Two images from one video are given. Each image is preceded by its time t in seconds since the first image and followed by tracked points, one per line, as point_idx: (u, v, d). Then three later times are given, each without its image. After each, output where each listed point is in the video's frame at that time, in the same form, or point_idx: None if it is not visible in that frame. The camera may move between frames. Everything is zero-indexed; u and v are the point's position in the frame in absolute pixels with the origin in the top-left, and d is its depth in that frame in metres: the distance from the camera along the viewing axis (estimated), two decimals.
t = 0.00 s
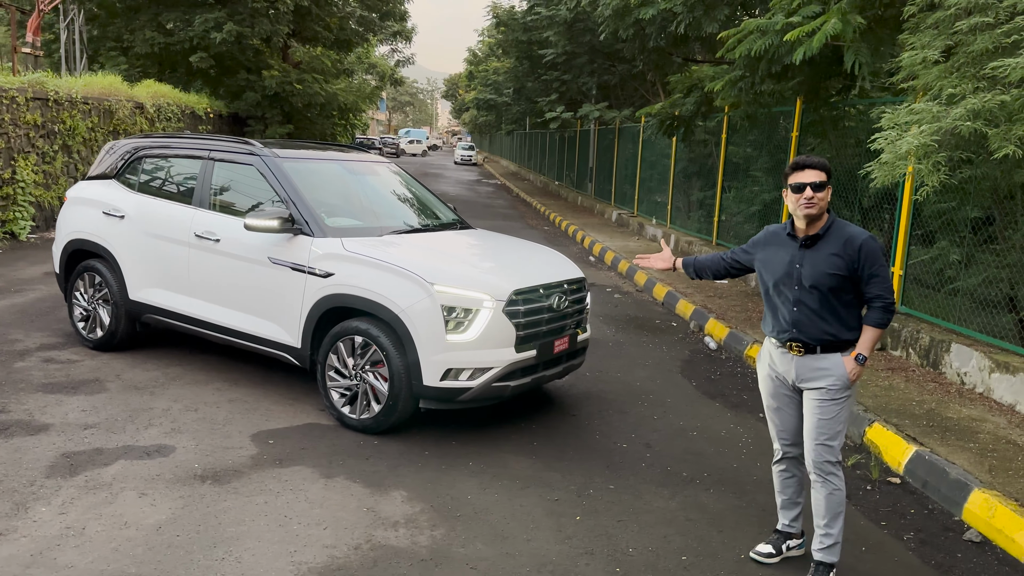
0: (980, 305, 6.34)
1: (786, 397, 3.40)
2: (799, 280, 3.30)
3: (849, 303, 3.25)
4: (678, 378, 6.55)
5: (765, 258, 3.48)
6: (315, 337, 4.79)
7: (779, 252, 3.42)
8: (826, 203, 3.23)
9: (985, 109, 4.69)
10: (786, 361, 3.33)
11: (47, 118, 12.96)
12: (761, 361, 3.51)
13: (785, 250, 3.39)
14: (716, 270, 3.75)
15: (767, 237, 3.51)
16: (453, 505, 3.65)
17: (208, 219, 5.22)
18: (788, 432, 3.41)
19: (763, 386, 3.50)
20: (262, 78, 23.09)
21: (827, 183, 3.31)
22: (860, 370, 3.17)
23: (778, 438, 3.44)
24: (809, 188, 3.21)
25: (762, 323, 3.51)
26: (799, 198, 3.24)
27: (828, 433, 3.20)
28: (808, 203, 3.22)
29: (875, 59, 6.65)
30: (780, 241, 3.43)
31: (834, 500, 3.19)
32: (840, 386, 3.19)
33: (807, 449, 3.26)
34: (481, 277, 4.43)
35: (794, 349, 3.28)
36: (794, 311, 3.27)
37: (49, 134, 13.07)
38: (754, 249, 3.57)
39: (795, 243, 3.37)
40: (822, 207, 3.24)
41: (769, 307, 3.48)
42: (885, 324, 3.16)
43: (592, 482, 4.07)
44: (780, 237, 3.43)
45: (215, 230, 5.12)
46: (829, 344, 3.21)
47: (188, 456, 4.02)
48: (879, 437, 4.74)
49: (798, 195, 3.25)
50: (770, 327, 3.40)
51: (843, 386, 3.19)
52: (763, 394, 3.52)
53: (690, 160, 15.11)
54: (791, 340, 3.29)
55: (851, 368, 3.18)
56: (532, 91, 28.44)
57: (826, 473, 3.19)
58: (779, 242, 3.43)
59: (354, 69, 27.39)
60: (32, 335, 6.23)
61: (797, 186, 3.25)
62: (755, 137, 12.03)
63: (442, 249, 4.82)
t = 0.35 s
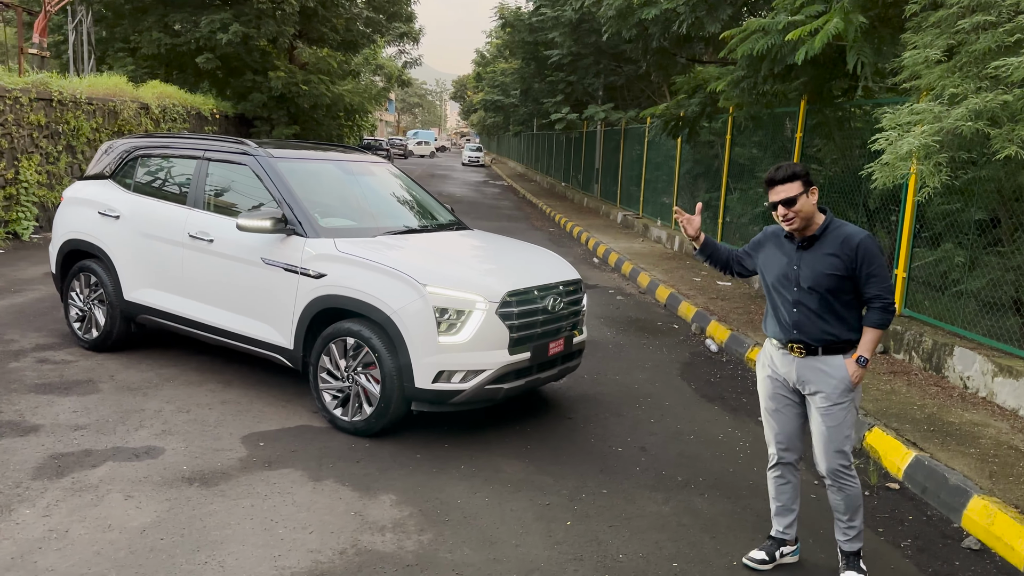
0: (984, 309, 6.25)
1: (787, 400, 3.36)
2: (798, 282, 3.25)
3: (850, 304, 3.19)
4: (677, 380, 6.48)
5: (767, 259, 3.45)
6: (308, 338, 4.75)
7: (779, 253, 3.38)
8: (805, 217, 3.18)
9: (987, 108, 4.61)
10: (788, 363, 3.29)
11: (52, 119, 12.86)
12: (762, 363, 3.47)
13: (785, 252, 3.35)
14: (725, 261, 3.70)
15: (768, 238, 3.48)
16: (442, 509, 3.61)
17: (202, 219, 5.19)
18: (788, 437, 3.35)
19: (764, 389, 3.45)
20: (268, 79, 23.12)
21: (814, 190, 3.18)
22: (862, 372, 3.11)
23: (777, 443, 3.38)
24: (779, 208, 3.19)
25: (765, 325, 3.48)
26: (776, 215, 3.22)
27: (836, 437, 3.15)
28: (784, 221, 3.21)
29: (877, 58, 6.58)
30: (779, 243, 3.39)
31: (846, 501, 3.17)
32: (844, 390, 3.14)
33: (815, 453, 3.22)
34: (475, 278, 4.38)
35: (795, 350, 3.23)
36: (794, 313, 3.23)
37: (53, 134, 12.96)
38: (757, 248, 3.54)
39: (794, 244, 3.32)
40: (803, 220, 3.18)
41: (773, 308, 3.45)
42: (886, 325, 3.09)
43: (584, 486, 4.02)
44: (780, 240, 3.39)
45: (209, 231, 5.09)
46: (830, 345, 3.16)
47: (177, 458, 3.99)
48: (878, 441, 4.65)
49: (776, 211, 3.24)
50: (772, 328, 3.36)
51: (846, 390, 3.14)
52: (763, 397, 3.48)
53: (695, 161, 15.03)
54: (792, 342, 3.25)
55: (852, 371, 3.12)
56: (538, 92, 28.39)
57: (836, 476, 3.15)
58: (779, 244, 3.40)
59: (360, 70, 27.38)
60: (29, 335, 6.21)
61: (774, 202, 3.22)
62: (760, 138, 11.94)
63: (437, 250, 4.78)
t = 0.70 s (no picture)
0: (993, 315, 6.12)
1: (798, 414, 3.28)
2: (812, 296, 3.18)
3: (865, 316, 3.14)
4: (679, 387, 6.39)
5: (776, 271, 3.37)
6: (301, 343, 4.69)
7: (789, 266, 3.30)
8: (811, 232, 3.11)
9: (994, 111, 4.50)
10: (802, 376, 3.22)
11: (59, 121, 12.75)
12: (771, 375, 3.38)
13: (795, 264, 3.27)
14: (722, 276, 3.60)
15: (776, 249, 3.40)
16: (432, 519, 3.54)
17: (196, 223, 5.14)
18: (796, 451, 3.28)
19: (772, 401, 3.36)
20: (277, 81, 23.15)
21: (825, 205, 3.10)
22: (879, 388, 3.08)
23: (784, 457, 3.29)
24: (787, 220, 3.10)
25: (776, 336, 3.40)
26: (782, 226, 3.15)
27: (851, 452, 3.13)
28: (788, 234, 3.14)
29: (884, 60, 6.48)
30: (790, 255, 3.31)
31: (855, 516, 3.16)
32: (862, 406, 3.10)
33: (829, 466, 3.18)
34: (469, 283, 4.32)
35: (811, 364, 3.17)
36: (809, 327, 3.16)
37: (59, 136, 12.85)
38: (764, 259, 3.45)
39: (805, 256, 3.24)
40: (808, 235, 3.11)
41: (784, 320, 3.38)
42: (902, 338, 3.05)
43: (578, 496, 3.94)
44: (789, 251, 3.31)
45: (204, 234, 5.05)
46: (847, 360, 3.10)
47: (166, 465, 3.93)
48: (880, 450, 4.54)
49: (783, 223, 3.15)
50: (785, 342, 3.29)
51: (864, 407, 3.11)
52: (771, 409, 3.39)
53: (703, 163, 14.92)
54: (807, 356, 3.19)
55: (869, 386, 3.08)
56: (547, 95, 28.31)
57: (849, 489, 3.14)
58: (790, 256, 3.31)
59: (369, 72, 27.37)
60: (26, 337, 6.16)
61: (781, 213, 3.14)
62: (768, 141, 11.82)
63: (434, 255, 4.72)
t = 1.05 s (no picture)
0: (1003, 320, 6.00)
1: (808, 426, 3.17)
2: (837, 303, 3.08)
3: (885, 326, 3.08)
4: (683, 391, 6.30)
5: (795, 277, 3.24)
6: (297, 345, 4.66)
7: (811, 270, 3.18)
8: (864, 220, 3.04)
9: (1002, 113, 4.40)
10: (817, 387, 3.11)
11: (69, 124, 12.58)
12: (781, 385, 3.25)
13: (818, 267, 3.16)
14: (741, 300, 3.45)
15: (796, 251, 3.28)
16: (424, 525, 3.50)
17: (194, 224, 5.14)
18: (803, 463, 3.17)
19: (781, 411, 3.24)
20: (289, 84, 23.25)
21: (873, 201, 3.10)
22: (896, 402, 3.02)
23: (789, 468, 3.18)
24: (848, 202, 3.01)
25: (787, 342, 3.29)
26: (839, 209, 3.03)
27: (862, 466, 3.06)
28: (846, 217, 3.02)
29: (892, 61, 6.38)
30: (813, 258, 3.19)
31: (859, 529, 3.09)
32: (878, 420, 3.03)
33: (836, 477, 3.11)
34: (465, 286, 4.27)
35: (827, 375, 3.08)
36: (831, 335, 3.07)
37: (69, 138, 12.69)
38: (781, 264, 3.32)
39: (832, 259, 3.14)
40: (862, 223, 3.03)
41: (796, 326, 3.27)
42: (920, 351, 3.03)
43: (573, 502, 3.87)
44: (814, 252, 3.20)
45: (202, 235, 5.04)
46: (867, 372, 3.03)
47: (158, 468, 3.90)
48: (885, 457, 4.43)
49: (837, 207, 3.05)
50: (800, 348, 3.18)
51: (879, 420, 3.03)
52: (778, 419, 3.27)
53: (715, 166, 14.82)
54: (824, 366, 3.09)
55: (887, 400, 3.02)
56: (559, 97, 28.21)
57: (855, 500, 3.08)
58: (812, 258, 3.20)
59: (381, 75, 27.41)
60: (28, 338, 6.16)
61: (840, 196, 3.04)
62: (778, 143, 11.70)
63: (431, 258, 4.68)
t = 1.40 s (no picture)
0: (1011, 324, 5.90)
1: (810, 431, 3.07)
2: (852, 305, 3.00)
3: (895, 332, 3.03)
4: (686, 394, 6.26)
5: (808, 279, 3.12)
6: (294, 344, 4.68)
7: (825, 272, 3.09)
8: (886, 222, 2.97)
9: (1005, 112, 4.34)
10: (824, 393, 3.02)
11: (82, 126, 12.13)
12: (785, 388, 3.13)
13: (833, 268, 3.07)
14: (748, 305, 3.31)
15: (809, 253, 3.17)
16: (413, 525, 3.50)
17: (196, 225, 5.18)
18: (802, 468, 3.09)
19: (783, 414, 3.12)
20: (305, 88, 23.40)
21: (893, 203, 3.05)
22: (903, 409, 2.97)
23: (788, 473, 3.09)
24: (873, 202, 2.94)
25: (791, 344, 3.18)
26: (862, 209, 2.96)
27: (863, 472, 3.00)
28: (870, 218, 2.94)
29: (898, 61, 6.34)
30: (828, 259, 3.10)
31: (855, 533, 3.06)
32: (884, 426, 2.97)
33: (836, 482, 3.05)
34: (461, 286, 4.28)
35: (835, 381, 2.99)
36: (845, 338, 2.98)
37: (84, 141, 12.23)
38: (792, 266, 3.20)
39: (848, 261, 3.05)
40: (883, 225, 2.97)
41: (802, 329, 3.16)
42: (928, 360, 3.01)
43: (565, 503, 3.86)
44: (828, 254, 3.11)
45: (202, 236, 5.08)
46: (877, 378, 2.97)
47: (154, 465, 3.93)
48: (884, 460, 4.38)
49: (860, 207, 2.97)
50: (808, 351, 3.07)
51: (884, 427, 2.99)
52: (777, 423, 3.15)
53: (727, 169, 14.73)
54: (832, 370, 3.00)
55: (895, 407, 2.97)
56: (573, 100, 28.15)
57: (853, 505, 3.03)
58: (827, 259, 3.10)
59: (396, 78, 27.50)
60: (35, 337, 6.21)
61: (864, 196, 2.97)
62: (789, 146, 11.61)
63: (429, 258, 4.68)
